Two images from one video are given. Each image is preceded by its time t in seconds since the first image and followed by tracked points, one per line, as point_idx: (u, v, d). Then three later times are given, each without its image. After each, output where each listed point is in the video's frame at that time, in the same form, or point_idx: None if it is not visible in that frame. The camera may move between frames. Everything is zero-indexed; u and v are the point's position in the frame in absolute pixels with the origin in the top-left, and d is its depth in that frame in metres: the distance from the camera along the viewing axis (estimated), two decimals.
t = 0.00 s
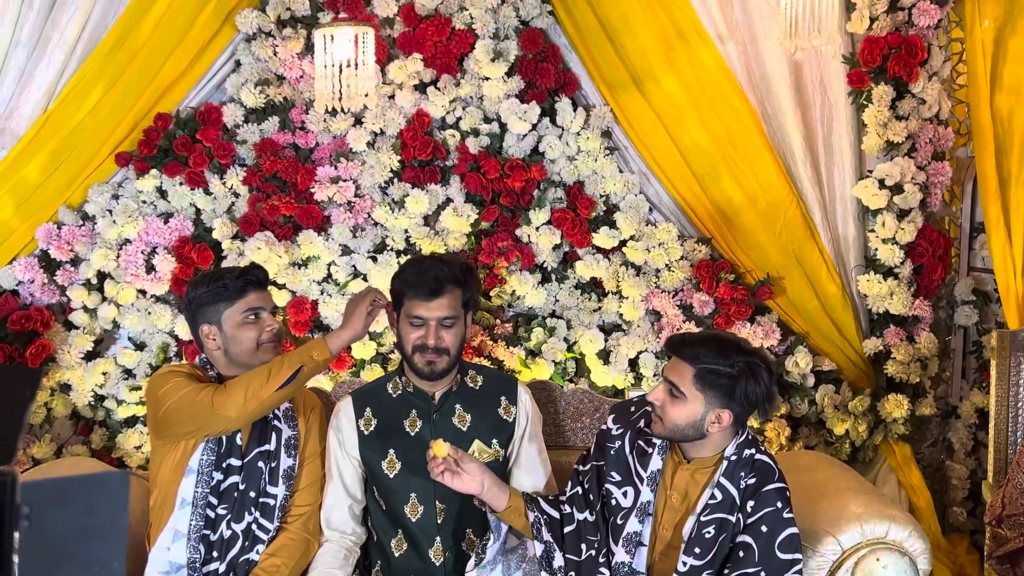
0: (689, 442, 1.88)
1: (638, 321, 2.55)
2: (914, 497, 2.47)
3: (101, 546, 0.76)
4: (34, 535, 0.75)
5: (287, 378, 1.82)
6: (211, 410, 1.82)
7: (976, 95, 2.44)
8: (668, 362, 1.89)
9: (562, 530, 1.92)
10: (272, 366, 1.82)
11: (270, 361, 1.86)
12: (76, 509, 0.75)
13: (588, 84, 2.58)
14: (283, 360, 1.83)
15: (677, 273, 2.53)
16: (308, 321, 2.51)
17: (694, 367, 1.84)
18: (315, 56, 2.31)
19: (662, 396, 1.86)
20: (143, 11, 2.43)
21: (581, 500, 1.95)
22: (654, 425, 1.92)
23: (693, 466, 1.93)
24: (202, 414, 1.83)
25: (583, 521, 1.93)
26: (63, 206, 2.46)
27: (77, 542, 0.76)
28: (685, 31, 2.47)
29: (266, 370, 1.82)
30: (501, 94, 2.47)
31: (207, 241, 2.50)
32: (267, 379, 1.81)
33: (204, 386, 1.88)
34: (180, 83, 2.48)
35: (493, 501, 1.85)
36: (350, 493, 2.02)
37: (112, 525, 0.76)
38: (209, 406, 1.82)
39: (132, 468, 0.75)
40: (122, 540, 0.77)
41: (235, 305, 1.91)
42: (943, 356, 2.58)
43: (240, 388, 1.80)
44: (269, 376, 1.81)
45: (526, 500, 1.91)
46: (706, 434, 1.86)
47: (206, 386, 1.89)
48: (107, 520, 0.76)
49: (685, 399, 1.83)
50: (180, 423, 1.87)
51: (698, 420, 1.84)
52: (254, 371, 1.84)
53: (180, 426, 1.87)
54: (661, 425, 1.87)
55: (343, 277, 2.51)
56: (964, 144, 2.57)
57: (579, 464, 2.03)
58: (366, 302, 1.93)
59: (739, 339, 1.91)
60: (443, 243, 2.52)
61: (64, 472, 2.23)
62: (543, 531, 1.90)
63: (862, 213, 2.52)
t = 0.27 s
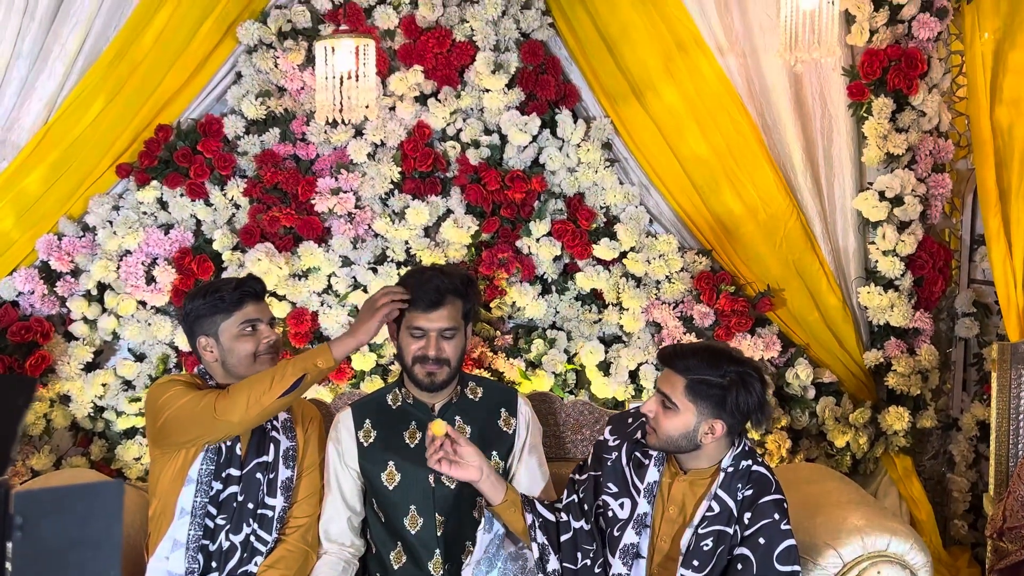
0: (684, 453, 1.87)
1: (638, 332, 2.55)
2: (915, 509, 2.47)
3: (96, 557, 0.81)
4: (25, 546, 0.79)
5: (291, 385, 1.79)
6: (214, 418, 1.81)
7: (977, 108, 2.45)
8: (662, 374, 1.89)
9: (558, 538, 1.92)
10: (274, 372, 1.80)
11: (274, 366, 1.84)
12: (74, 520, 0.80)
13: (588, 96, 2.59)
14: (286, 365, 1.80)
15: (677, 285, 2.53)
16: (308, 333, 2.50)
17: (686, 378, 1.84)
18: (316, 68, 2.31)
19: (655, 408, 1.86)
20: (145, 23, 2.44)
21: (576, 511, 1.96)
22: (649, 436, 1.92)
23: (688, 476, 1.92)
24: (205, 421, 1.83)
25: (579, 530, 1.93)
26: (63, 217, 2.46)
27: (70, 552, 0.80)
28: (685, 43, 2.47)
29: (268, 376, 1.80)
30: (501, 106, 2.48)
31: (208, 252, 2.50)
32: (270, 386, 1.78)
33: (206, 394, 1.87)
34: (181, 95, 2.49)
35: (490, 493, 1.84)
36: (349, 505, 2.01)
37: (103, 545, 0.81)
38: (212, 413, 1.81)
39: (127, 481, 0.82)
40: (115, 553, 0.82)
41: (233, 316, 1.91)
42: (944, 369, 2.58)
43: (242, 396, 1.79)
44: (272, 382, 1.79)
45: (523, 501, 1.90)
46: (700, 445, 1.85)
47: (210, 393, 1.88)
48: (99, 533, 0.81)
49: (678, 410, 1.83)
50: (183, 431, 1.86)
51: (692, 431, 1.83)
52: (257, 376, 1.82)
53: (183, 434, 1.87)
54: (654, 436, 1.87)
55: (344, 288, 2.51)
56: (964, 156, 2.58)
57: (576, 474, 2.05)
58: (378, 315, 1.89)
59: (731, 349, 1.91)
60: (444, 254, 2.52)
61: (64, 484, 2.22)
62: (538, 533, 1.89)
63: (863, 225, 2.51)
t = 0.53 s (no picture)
0: (682, 462, 1.87)
1: (638, 341, 2.55)
2: (916, 519, 2.46)
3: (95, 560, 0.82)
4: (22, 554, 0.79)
5: (301, 395, 1.81)
6: (223, 423, 1.81)
7: (977, 117, 2.45)
8: (660, 384, 1.89)
9: (556, 544, 1.90)
10: (286, 380, 1.81)
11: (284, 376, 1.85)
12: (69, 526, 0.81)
13: (588, 105, 2.59)
14: (298, 374, 1.82)
15: (677, 293, 2.53)
16: (307, 341, 2.52)
17: (684, 388, 1.84)
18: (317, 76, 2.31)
19: (654, 418, 1.85)
20: (146, 31, 2.44)
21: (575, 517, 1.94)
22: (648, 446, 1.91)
23: (688, 486, 1.91)
24: (213, 428, 1.82)
25: (577, 536, 1.92)
26: (64, 225, 2.46)
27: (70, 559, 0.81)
28: (685, 52, 2.48)
29: (280, 384, 1.81)
30: (502, 115, 2.48)
31: (208, 260, 2.50)
32: (281, 392, 1.79)
33: (216, 402, 1.87)
34: (182, 103, 2.49)
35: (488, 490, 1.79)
36: (349, 513, 2.01)
37: (97, 546, 0.77)
38: (221, 419, 1.81)
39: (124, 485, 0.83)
40: (115, 554, 0.78)
41: (227, 329, 1.91)
42: (944, 379, 2.58)
43: (253, 401, 1.79)
44: (283, 389, 1.80)
45: (522, 505, 1.86)
46: (699, 455, 1.84)
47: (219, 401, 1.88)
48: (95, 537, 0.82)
49: (677, 420, 1.82)
50: (189, 438, 1.85)
51: (690, 441, 1.83)
52: (267, 385, 1.83)
53: (188, 441, 1.85)
54: (653, 446, 1.87)
55: (344, 296, 2.51)
56: (964, 166, 2.58)
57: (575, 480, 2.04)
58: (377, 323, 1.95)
59: (729, 359, 1.91)
60: (444, 263, 2.50)
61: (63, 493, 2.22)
62: (537, 539, 1.85)
63: (863, 235, 2.51)
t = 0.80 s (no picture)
0: (682, 470, 1.87)
1: (638, 348, 2.55)
2: (915, 527, 2.46)
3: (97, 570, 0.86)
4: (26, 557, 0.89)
5: (292, 400, 1.80)
6: (216, 432, 1.81)
7: (976, 126, 2.46)
8: (659, 391, 1.89)
9: (555, 547, 1.91)
10: (276, 386, 1.81)
11: (276, 381, 1.85)
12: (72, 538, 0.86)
13: (589, 112, 2.59)
14: (288, 380, 1.82)
15: (677, 301, 2.52)
16: (308, 347, 2.50)
17: (683, 397, 1.84)
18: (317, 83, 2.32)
19: (653, 426, 1.85)
20: (147, 38, 2.45)
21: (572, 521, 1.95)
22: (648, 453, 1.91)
23: (687, 493, 1.91)
24: (206, 436, 1.83)
25: (575, 540, 1.92)
26: (64, 230, 2.46)
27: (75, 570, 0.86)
28: (685, 60, 2.48)
29: (271, 390, 1.81)
30: (502, 122, 2.48)
31: (208, 266, 2.50)
32: (272, 399, 1.79)
33: (209, 409, 1.87)
34: (183, 109, 2.49)
35: (487, 486, 1.78)
36: (349, 521, 2.00)
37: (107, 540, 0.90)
38: (214, 427, 1.81)
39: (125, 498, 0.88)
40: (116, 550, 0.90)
41: (235, 336, 1.91)
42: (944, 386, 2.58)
43: (243, 410, 1.79)
44: (273, 396, 1.80)
45: (521, 508, 1.84)
46: (698, 462, 1.85)
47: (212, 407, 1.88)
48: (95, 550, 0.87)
49: (676, 428, 1.82)
50: (184, 446, 1.86)
51: (689, 449, 1.83)
52: (257, 391, 1.83)
53: (184, 449, 1.86)
54: (653, 453, 1.86)
55: (344, 302, 2.52)
56: (963, 174, 2.58)
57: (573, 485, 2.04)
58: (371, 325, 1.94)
59: (729, 367, 1.91)
60: (444, 270, 2.52)
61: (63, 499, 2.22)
62: (536, 541, 1.84)
63: (863, 242, 2.52)
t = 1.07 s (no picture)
0: (679, 475, 1.87)
1: (636, 353, 2.55)
2: (912, 533, 2.46)
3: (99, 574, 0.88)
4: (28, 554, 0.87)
5: (302, 397, 1.82)
6: (225, 429, 1.82)
7: (974, 132, 2.46)
8: (656, 396, 1.89)
9: (551, 550, 1.89)
10: (286, 383, 1.82)
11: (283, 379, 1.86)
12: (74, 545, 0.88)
13: (587, 117, 2.60)
14: (297, 377, 1.83)
15: (675, 306, 2.53)
16: (305, 351, 2.51)
17: (681, 401, 1.84)
18: (316, 87, 2.32)
19: (651, 430, 1.85)
20: (145, 41, 2.45)
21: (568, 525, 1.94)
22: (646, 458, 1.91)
23: (685, 498, 1.91)
24: (214, 434, 1.83)
25: (571, 543, 1.91)
26: (62, 233, 2.46)
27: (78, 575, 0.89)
28: (684, 65, 2.49)
29: (280, 387, 1.82)
30: (501, 126, 2.49)
31: (206, 270, 2.50)
32: (282, 396, 1.80)
33: (215, 408, 1.88)
34: (182, 113, 2.49)
35: (483, 483, 1.81)
36: (347, 525, 2.00)
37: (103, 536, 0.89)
38: (223, 424, 1.81)
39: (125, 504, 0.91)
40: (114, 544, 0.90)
41: (230, 348, 1.91)
42: (942, 392, 2.58)
43: (254, 406, 1.80)
44: (283, 393, 1.81)
45: (518, 510, 1.85)
46: (696, 467, 1.84)
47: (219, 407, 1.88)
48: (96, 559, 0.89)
49: (674, 433, 1.82)
50: (190, 445, 1.85)
51: (687, 453, 1.83)
52: (267, 388, 1.84)
53: (189, 448, 1.86)
54: (652, 458, 1.86)
55: (342, 306, 2.52)
56: (961, 179, 2.59)
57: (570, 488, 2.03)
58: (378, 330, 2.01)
59: (727, 372, 1.91)
60: (442, 274, 2.51)
61: (59, 503, 2.21)
62: (532, 544, 1.84)
63: (860, 247, 2.52)
